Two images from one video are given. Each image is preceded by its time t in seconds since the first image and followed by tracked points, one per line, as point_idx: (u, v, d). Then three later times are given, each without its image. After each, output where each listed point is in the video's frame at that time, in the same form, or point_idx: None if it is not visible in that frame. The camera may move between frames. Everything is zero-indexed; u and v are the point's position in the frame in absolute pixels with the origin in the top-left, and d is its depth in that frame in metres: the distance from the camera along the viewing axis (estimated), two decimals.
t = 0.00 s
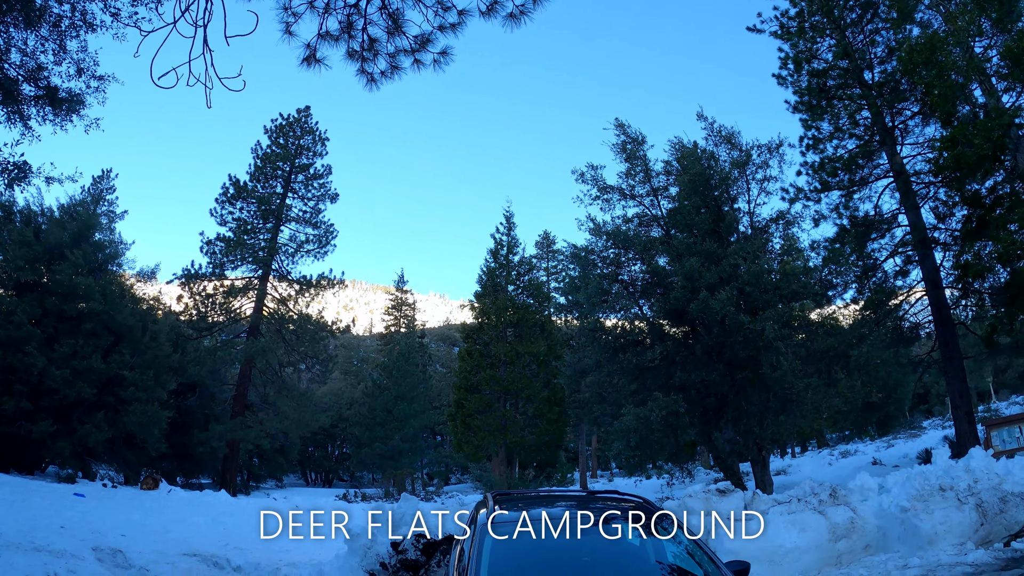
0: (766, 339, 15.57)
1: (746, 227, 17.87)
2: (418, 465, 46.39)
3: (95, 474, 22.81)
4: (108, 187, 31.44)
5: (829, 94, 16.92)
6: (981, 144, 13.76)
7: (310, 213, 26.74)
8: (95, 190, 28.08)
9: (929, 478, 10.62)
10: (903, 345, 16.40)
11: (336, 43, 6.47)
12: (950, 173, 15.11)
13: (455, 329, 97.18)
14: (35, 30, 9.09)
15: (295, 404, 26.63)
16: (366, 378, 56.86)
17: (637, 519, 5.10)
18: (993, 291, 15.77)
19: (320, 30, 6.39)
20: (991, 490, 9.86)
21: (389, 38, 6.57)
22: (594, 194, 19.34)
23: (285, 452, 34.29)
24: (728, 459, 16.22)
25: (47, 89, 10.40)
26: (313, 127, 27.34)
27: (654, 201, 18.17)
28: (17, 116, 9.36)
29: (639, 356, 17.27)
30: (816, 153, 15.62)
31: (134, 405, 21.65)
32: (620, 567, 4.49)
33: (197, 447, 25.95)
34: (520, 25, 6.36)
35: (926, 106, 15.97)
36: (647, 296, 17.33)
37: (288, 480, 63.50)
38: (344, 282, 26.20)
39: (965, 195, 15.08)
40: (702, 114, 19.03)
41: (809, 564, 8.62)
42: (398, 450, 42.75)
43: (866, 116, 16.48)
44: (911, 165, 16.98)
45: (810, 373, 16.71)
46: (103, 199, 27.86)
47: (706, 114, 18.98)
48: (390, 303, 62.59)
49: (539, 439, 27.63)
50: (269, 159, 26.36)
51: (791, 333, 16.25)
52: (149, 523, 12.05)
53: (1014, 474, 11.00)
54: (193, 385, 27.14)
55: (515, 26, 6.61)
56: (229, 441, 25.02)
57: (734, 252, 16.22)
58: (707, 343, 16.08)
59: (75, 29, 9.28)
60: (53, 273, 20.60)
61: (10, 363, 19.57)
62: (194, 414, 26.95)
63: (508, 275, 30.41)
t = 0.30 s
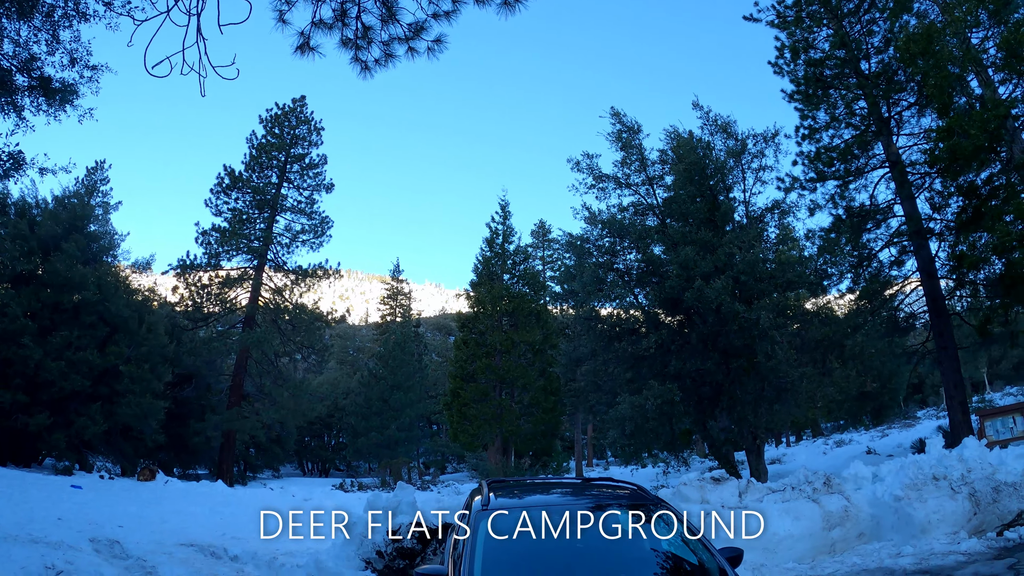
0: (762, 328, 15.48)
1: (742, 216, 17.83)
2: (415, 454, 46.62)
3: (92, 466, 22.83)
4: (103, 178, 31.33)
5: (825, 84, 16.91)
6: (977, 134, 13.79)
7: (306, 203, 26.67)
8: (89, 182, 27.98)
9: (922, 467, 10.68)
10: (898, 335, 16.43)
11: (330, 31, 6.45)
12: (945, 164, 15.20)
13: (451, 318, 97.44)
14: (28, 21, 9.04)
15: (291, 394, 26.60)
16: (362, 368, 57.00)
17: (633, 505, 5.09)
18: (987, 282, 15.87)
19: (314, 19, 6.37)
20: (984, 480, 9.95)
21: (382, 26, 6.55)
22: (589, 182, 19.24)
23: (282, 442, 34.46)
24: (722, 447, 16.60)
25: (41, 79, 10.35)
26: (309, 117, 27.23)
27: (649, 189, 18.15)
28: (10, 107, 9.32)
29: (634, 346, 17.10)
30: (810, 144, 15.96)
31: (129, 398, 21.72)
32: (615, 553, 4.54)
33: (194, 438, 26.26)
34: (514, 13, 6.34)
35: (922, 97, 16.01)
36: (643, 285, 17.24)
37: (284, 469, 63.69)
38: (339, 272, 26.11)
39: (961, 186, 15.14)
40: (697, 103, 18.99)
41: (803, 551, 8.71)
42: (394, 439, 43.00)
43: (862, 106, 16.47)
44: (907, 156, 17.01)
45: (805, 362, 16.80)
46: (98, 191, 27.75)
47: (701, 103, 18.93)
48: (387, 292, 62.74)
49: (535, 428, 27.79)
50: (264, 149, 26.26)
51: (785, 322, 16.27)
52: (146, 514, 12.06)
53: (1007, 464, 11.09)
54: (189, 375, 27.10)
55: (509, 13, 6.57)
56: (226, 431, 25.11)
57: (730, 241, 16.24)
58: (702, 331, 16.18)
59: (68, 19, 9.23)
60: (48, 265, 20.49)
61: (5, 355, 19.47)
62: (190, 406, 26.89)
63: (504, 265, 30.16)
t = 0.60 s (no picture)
0: (756, 316, 15.48)
1: (736, 204, 17.74)
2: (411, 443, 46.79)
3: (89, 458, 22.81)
4: (96, 169, 31.18)
5: (821, 73, 16.89)
6: (972, 125, 13.87)
7: (301, 192, 26.59)
8: (83, 172, 27.84)
9: (916, 455, 10.76)
10: (892, 324, 16.86)
11: (324, 18, 6.43)
12: (941, 154, 15.24)
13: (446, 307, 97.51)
14: (20, 10, 8.97)
15: (286, 383, 26.64)
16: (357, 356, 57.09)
17: (627, 491, 5.11)
18: (981, 272, 15.93)
19: (308, 6, 6.36)
20: (976, 469, 10.03)
21: (376, 13, 6.52)
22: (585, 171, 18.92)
23: (277, 432, 34.48)
24: (717, 434, 16.41)
25: (33, 68, 10.28)
26: (303, 105, 27.11)
27: (644, 177, 18.12)
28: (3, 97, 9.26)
29: (629, 333, 17.21)
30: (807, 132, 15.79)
31: (123, 388, 21.56)
32: (609, 540, 4.57)
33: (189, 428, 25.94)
34: None
35: (918, 87, 16.01)
36: (637, 272, 17.14)
37: (280, 458, 63.86)
38: (333, 261, 26.22)
39: (955, 175, 15.21)
40: (692, 93, 18.73)
41: (796, 538, 8.77)
42: (390, 428, 43.10)
43: (858, 96, 16.47)
44: (902, 146, 17.04)
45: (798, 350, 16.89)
46: (92, 182, 27.60)
47: (695, 92, 18.63)
48: (382, 281, 62.78)
49: (530, 416, 27.97)
50: (259, 138, 26.15)
51: (779, 309, 16.18)
52: (142, 504, 12.06)
53: (998, 453, 11.20)
54: (184, 365, 26.95)
55: None
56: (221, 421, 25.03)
57: (725, 229, 15.93)
58: (696, 319, 16.27)
59: (61, 8, 9.16)
60: (45, 255, 20.52)
61: None
62: (186, 395, 26.83)
63: (499, 252, 30.53)
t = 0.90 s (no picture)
0: (750, 304, 15.31)
1: (731, 192, 17.72)
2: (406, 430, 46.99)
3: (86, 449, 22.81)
4: (89, 157, 31.02)
5: (818, 62, 16.86)
6: (968, 116, 13.94)
7: (296, 180, 26.52)
8: (76, 162, 27.69)
9: (908, 442, 10.86)
10: (885, 313, 17.00)
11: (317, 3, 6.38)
12: (936, 144, 15.28)
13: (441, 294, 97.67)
14: None
15: (281, 370, 26.68)
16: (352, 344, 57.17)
17: (620, 476, 5.13)
18: (974, 262, 16.01)
19: None
20: (967, 457, 10.11)
21: None
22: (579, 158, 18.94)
23: (272, 420, 34.52)
24: (710, 421, 16.72)
25: (24, 56, 10.20)
26: (298, 93, 26.98)
27: (639, 164, 18.10)
28: None
29: (623, 320, 16.96)
30: (803, 121, 15.69)
31: (117, 376, 21.43)
32: (604, 523, 4.60)
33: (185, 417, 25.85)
34: None
35: (914, 76, 16.01)
36: (632, 260, 17.14)
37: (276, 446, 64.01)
38: (328, 249, 26.31)
39: (951, 165, 15.30)
40: (688, 80, 18.65)
41: (789, 525, 8.84)
42: (385, 415, 43.20)
43: (853, 84, 16.47)
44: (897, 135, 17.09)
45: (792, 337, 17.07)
46: (85, 171, 27.47)
47: (691, 80, 18.58)
48: (376, 268, 62.75)
49: (525, 403, 28.15)
50: (253, 126, 26.04)
51: (774, 297, 16.27)
52: (138, 493, 12.07)
53: (990, 441, 11.30)
54: (178, 354, 26.33)
55: None
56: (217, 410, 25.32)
57: (719, 217, 15.97)
58: (690, 306, 16.21)
59: None
60: (35, 245, 20.31)
61: None
62: (181, 384, 26.36)
63: (493, 240, 30.24)
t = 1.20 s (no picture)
0: (744, 289, 15.42)
1: (725, 178, 17.71)
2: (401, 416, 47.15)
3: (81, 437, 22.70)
4: (81, 144, 30.80)
5: (813, 49, 16.81)
6: (964, 104, 13.93)
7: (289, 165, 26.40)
8: (68, 149, 27.48)
9: (900, 429, 10.93)
10: (878, 300, 17.10)
11: None
12: (932, 132, 15.31)
13: (435, 280, 97.80)
14: None
15: (275, 356, 26.89)
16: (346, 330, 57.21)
17: (613, 459, 5.14)
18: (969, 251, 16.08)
19: None
20: (959, 444, 10.19)
21: None
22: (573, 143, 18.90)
23: (267, 406, 34.54)
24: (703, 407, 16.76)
25: (15, 42, 10.11)
26: (292, 78, 26.83)
27: (633, 150, 18.07)
28: None
29: (616, 305, 17.03)
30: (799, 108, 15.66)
31: (111, 364, 21.38)
32: (595, 507, 4.62)
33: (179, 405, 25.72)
34: None
35: (909, 65, 16.01)
36: (626, 245, 17.07)
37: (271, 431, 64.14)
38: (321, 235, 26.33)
39: (946, 154, 15.23)
40: (683, 66, 18.64)
41: (781, 509, 8.91)
42: (380, 401, 43.26)
43: (849, 72, 16.45)
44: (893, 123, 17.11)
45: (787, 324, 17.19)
46: (78, 159, 27.28)
47: (686, 66, 18.57)
48: (370, 254, 62.74)
49: (518, 387, 28.30)
50: (247, 111, 25.88)
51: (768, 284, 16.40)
52: (133, 480, 12.08)
53: (981, 429, 11.39)
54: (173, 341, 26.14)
55: None
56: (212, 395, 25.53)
57: (713, 202, 15.86)
58: (684, 292, 16.10)
59: None
60: (30, 233, 20.16)
61: None
62: (176, 371, 26.02)
63: (488, 225, 30.47)
